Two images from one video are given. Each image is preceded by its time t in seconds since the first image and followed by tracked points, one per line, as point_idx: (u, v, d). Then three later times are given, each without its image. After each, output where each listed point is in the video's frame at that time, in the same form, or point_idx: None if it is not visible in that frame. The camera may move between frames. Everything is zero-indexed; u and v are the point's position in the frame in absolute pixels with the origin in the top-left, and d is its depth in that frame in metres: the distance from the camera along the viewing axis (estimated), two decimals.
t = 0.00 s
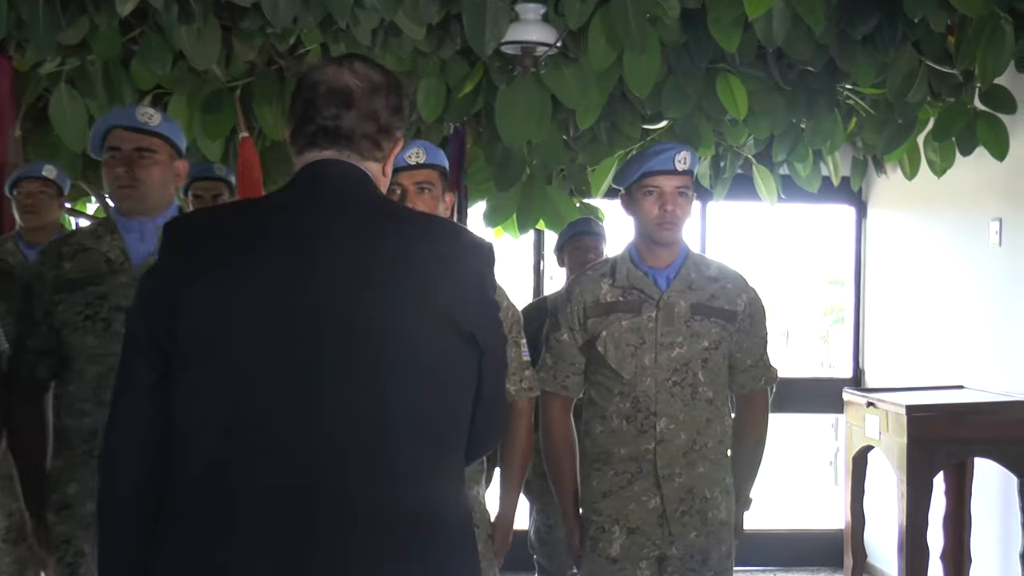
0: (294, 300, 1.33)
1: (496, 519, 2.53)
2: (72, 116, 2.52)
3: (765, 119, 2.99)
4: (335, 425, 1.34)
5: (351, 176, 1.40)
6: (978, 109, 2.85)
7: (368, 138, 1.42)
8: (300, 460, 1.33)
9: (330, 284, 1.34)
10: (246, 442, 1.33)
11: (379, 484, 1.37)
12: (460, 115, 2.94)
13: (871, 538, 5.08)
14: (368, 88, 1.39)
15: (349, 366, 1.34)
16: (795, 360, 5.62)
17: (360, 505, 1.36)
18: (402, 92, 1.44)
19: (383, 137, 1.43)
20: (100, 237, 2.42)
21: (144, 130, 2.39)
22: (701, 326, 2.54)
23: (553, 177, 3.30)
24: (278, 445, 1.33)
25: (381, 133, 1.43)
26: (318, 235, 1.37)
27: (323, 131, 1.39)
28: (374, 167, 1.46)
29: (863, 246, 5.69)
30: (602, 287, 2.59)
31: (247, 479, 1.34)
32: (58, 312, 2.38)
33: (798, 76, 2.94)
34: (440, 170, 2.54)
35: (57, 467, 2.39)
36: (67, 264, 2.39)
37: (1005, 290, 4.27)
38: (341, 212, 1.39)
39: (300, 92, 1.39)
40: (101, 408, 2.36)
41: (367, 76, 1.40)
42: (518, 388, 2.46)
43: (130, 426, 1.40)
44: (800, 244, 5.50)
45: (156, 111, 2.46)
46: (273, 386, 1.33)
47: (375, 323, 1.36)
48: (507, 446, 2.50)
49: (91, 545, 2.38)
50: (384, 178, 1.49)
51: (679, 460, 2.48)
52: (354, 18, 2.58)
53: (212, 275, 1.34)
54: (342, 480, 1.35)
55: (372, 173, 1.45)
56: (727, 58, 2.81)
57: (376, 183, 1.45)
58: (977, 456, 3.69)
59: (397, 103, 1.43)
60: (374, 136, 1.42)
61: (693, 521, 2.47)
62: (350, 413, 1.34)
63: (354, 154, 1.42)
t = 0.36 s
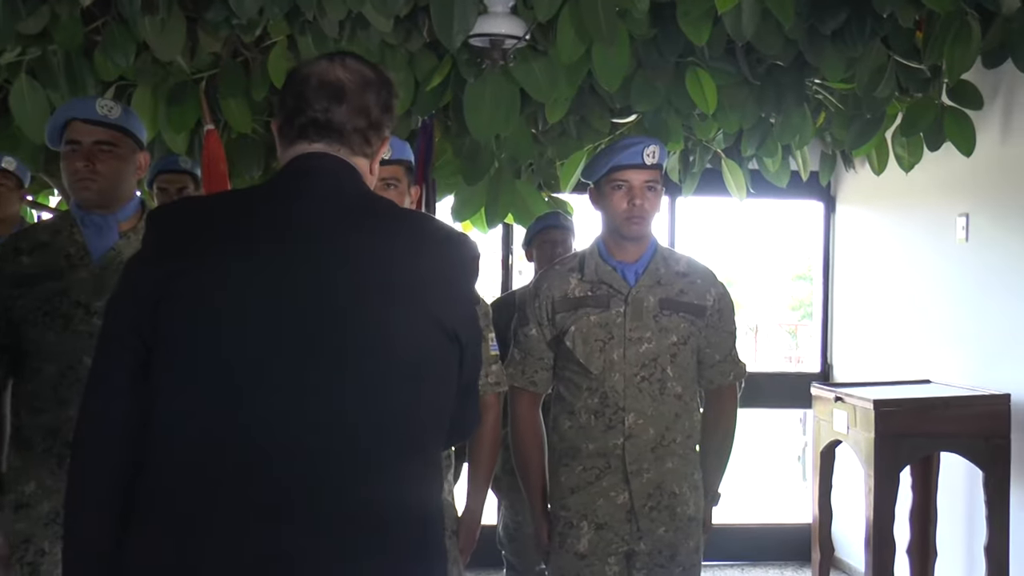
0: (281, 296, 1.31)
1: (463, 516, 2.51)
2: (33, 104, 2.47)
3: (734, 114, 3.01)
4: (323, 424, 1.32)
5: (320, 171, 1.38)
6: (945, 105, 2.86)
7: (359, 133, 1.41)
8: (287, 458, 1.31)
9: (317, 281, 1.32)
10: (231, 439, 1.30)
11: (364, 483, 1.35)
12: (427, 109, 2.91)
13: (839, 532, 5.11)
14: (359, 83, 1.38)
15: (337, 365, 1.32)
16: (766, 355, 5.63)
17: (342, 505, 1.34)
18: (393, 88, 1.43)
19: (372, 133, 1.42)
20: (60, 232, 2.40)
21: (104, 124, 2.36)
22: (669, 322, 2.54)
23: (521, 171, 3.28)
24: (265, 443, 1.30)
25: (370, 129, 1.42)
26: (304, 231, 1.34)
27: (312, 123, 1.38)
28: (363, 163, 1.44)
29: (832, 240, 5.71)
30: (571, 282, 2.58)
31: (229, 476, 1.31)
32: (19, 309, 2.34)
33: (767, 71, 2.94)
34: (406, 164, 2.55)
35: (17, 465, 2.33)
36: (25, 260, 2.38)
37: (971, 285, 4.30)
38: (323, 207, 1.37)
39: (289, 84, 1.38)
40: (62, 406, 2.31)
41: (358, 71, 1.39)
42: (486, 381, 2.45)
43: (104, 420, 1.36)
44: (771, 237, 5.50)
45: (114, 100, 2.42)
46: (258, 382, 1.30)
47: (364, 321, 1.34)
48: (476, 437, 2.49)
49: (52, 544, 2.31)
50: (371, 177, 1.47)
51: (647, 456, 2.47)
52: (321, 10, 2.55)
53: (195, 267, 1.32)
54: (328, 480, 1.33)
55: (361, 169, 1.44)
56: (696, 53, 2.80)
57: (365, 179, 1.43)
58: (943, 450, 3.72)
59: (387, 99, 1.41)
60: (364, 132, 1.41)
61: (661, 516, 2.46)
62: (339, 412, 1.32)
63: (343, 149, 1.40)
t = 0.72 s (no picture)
0: (272, 288, 1.30)
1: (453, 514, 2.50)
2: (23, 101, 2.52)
3: (722, 110, 3.01)
4: (315, 418, 1.31)
5: (301, 163, 1.36)
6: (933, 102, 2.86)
7: (334, 125, 1.38)
8: (278, 451, 1.30)
9: (309, 274, 1.32)
10: (221, 434, 1.29)
11: (355, 477, 1.35)
12: (415, 104, 2.90)
13: (828, 531, 5.11)
14: (333, 76, 1.36)
15: (329, 358, 1.32)
16: (754, 352, 5.64)
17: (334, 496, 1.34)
18: (371, 81, 1.41)
19: (349, 124, 1.40)
20: (46, 227, 2.37)
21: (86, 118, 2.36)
22: (658, 318, 2.53)
23: (509, 167, 3.28)
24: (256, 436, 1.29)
25: (346, 121, 1.39)
26: (294, 222, 1.34)
27: (288, 116, 1.36)
28: (340, 155, 1.42)
29: (819, 238, 5.72)
30: (559, 278, 2.57)
31: (219, 471, 1.30)
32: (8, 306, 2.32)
33: (755, 67, 2.94)
34: (395, 161, 2.55)
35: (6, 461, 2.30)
36: (12, 256, 2.35)
37: (957, 283, 4.31)
38: (309, 200, 1.35)
39: (268, 77, 1.37)
40: (52, 402, 2.29)
41: (334, 64, 1.37)
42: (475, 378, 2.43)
43: (94, 418, 1.35)
44: (757, 235, 5.52)
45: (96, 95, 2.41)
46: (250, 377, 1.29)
47: (357, 314, 1.33)
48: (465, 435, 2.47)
49: (45, 540, 2.31)
50: (352, 170, 1.45)
51: (636, 452, 2.47)
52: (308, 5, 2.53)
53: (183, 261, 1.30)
54: (321, 473, 1.32)
55: (339, 161, 1.42)
56: (684, 50, 2.80)
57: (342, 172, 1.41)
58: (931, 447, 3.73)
59: (365, 91, 1.39)
60: (340, 124, 1.39)
61: (650, 513, 2.45)
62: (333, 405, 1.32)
63: (318, 142, 1.38)
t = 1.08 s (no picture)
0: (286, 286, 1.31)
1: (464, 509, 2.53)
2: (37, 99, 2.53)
3: (738, 107, 3.01)
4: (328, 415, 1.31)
5: (315, 163, 1.37)
6: (949, 100, 2.85)
7: (322, 121, 1.37)
8: (292, 448, 1.31)
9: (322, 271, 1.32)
10: (236, 432, 1.30)
11: (373, 476, 1.35)
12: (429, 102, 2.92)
13: (844, 529, 5.10)
14: (324, 73, 1.35)
15: (344, 357, 1.32)
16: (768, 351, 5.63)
17: (346, 497, 1.34)
18: (370, 79, 1.39)
19: (340, 120, 1.37)
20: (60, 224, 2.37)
21: (104, 114, 2.36)
22: (672, 316, 2.53)
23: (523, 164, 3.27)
24: (270, 434, 1.30)
25: (337, 116, 1.37)
26: (313, 218, 1.34)
27: (279, 114, 1.37)
28: (337, 151, 1.40)
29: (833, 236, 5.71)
30: (575, 276, 2.57)
31: (235, 469, 1.31)
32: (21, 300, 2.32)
33: (771, 65, 2.95)
34: (412, 158, 2.58)
35: (17, 458, 2.28)
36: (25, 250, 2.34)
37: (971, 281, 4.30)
38: (325, 200, 1.36)
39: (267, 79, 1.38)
40: (61, 398, 2.26)
41: (327, 62, 1.36)
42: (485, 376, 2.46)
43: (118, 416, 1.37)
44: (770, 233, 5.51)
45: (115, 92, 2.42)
46: (265, 375, 1.30)
47: (375, 313, 1.34)
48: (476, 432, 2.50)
49: (56, 537, 2.25)
50: (355, 167, 1.43)
51: (651, 450, 2.46)
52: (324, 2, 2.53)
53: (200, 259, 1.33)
54: (335, 471, 1.32)
55: (336, 158, 1.40)
56: (699, 47, 2.80)
57: (337, 169, 1.40)
58: (947, 445, 3.72)
59: (360, 88, 1.37)
60: (329, 120, 1.37)
61: (665, 511, 2.45)
62: (347, 403, 1.32)
63: (309, 141, 1.38)
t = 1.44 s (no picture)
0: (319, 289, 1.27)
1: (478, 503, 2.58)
2: (60, 104, 2.58)
3: (749, 110, 3.05)
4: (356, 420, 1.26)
5: (400, 174, 1.32)
6: (957, 102, 2.88)
7: (420, 135, 1.32)
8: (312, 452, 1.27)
9: (355, 272, 1.27)
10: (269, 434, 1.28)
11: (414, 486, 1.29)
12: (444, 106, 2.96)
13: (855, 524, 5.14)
14: (421, 85, 1.31)
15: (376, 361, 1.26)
16: (780, 350, 5.68)
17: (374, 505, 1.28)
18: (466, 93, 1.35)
19: (438, 135, 1.33)
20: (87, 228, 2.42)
21: (130, 122, 2.40)
22: (685, 315, 2.57)
23: (538, 167, 3.31)
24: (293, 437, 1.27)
25: (436, 131, 1.33)
26: (351, 219, 1.31)
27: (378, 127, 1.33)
28: (432, 166, 1.35)
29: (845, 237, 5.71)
30: (590, 277, 2.61)
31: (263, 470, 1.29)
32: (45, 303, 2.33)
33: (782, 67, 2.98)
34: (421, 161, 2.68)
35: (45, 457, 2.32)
36: (51, 253, 2.37)
37: (984, 282, 4.31)
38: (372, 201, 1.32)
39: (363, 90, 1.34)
40: (89, 397, 2.31)
41: (425, 74, 1.32)
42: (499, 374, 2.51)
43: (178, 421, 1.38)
44: (783, 234, 5.55)
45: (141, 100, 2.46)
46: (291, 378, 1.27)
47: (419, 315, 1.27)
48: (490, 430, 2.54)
49: (82, 534, 2.28)
50: (450, 182, 1.38)
51: (664, 448, 2.50)
52: (340, 7, 2.58)
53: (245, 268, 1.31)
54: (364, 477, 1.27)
55: (431, 174, 1.35)
56: (710, 50, 2.84)
57: (433, 184, 1.35)
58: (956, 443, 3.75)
59: (457, 102, 1.33)
60: (427, 134, 1.32)
61: (677, 507, 2.49)
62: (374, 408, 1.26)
63: (404, 154, 1.33)
